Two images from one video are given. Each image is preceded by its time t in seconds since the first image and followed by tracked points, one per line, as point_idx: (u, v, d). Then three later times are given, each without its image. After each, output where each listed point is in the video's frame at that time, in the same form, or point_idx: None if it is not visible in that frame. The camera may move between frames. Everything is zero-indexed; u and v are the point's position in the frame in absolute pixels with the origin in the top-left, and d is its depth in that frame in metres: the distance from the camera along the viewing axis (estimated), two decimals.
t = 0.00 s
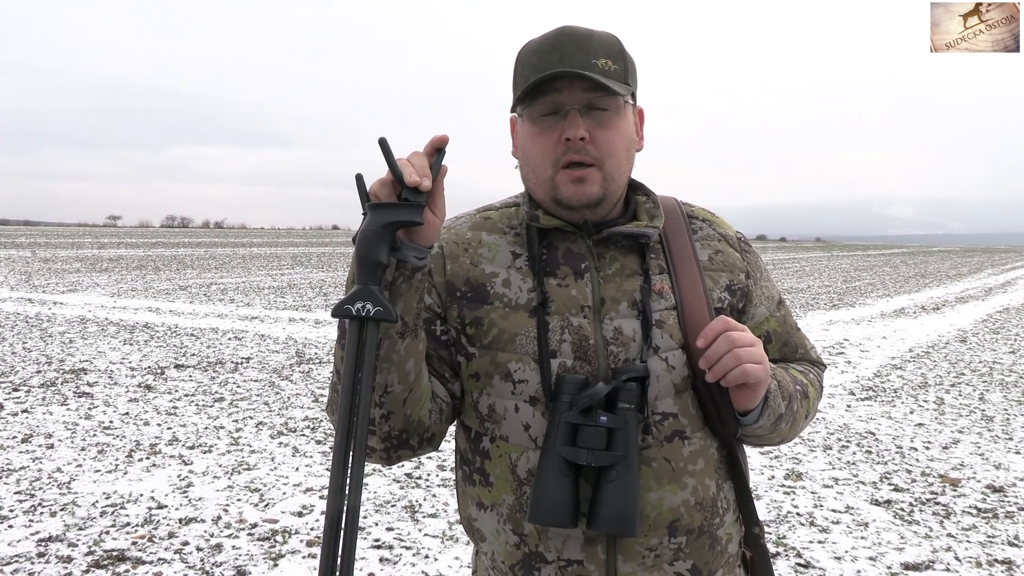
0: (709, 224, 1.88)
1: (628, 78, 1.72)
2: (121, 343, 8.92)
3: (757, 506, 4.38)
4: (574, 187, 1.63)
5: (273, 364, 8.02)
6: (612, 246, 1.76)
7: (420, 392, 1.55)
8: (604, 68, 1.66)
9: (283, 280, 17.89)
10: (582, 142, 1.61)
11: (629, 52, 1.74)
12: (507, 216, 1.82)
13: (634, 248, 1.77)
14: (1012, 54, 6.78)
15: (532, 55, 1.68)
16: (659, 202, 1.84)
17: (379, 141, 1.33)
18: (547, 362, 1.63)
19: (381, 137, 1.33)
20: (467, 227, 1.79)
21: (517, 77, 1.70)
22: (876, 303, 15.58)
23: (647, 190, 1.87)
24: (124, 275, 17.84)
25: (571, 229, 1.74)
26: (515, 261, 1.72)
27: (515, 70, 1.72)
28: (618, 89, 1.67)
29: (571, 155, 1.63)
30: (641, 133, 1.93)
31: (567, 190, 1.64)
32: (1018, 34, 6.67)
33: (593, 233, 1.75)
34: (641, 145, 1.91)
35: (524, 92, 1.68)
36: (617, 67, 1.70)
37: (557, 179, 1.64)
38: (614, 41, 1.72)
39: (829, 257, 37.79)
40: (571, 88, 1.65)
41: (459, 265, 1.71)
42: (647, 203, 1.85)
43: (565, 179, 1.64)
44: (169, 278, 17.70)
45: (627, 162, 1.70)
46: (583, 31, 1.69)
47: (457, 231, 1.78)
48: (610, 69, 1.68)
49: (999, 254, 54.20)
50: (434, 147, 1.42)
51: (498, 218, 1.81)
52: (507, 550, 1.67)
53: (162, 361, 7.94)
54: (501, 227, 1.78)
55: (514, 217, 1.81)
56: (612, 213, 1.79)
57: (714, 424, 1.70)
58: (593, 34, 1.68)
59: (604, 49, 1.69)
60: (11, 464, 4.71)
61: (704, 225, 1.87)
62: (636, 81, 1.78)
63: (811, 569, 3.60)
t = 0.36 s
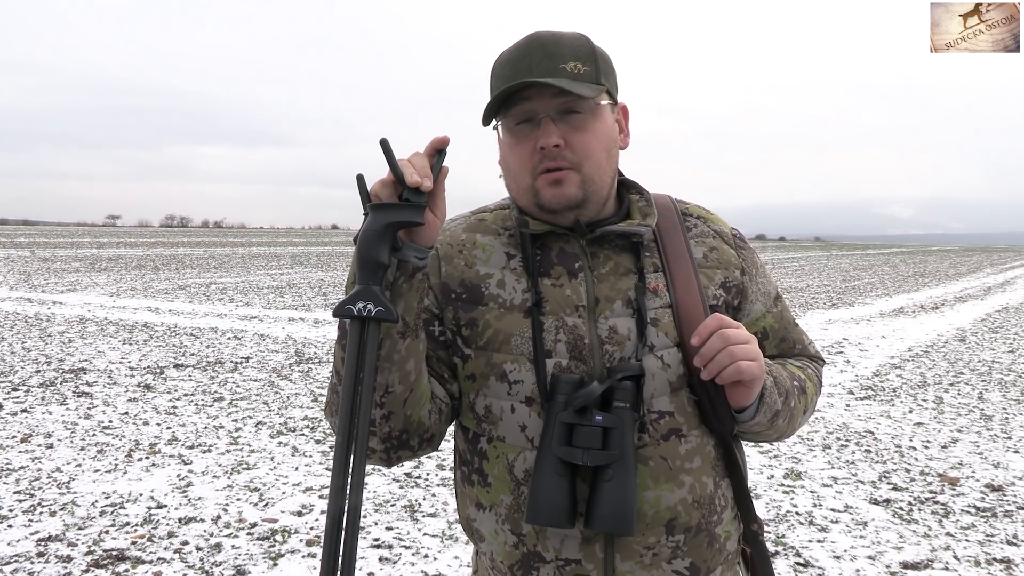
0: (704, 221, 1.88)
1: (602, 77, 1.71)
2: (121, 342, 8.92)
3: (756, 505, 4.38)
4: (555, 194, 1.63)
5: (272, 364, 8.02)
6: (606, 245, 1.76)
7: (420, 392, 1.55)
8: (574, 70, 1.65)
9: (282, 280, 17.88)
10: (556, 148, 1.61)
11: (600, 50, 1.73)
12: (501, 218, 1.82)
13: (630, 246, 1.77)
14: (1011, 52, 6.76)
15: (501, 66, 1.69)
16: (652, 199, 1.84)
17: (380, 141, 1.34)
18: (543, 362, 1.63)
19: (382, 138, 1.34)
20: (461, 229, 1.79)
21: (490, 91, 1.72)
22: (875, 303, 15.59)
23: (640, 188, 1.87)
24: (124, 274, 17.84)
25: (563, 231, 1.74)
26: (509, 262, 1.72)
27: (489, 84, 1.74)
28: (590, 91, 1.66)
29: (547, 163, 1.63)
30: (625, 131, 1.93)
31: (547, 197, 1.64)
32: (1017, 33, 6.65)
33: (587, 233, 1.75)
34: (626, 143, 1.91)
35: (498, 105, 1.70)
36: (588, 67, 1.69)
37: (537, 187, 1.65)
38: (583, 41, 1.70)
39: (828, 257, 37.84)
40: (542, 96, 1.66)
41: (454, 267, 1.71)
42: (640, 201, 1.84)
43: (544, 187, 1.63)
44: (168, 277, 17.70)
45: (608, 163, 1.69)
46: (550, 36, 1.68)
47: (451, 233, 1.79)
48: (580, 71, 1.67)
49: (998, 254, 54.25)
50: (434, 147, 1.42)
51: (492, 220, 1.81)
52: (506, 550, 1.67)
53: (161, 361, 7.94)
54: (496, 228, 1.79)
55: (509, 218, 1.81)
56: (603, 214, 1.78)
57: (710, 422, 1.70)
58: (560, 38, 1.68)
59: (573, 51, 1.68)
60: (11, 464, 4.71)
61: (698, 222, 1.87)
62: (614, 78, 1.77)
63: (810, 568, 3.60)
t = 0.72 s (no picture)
0: (704, 223, 1.88)
1: (612, 74, 1.71)
2: (121, 341, 8.91)
3: (755, 505, 4.39)
4: (553, 180, 1.62)
5: (272, 362, 8.02)
6: (606, 245, 1.75)
7: (418, 390, 1.55)
8: (584, 62, 1.66)
9: (282, 279, 17.87)
10: (559, 135, 1.61)
11: (613, 49, 1.73)
12: (502, 215, 1.82)
13: (630, 246, 1.77)
14: (1012, 52, 6.75)
15: (514, 53, 1.71)
16: (654, 200, 1.83)
17: (380, 139, 1.34)
18: (541, 361, 1.64)
19: (382, 136, 1.34)
20: (461, 226, 1.79)
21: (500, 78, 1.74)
22: (875, 303, 15.60)
23: (641, 188, 1.87)
24: (123, 273, 17.80)
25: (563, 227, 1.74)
26: (509, 260, 1.72)
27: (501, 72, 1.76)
28: (599, 84, 1.66)
29: (548, 149, 1.63)
30: (631, 133, 1.93)
31: (545, 183, 1.63)
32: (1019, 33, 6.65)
33: (587, 231, 1.74)
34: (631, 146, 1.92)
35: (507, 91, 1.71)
36: (600, 63, 1.69)
37: (537, 173, 1.64)
38: (597, 39, 1.71)
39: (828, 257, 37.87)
40: (550, 85, 1.66)
41: (454, 264, 1.71)
42: (641, 201, 1.84)
43: (543, 173, 1.63)
44: (168, 276, 17.69)
45: (610, 156, 1.68)
46: (566, 29, 1.70)
47: (451, 230, 1.79)
48: (591, 64, 1.68)
49: (998, 254, 54.26)
50: (435, 145, 1.42)
51: (493, 217, 1.81)
52: (502, 548, 1.67)
53: (161, 359, 7.93)
54: (497, 226, 1.78)
55: (510, 216, 1.81)
56: (602, 208, 1.77)
57: (708, 423, 1.70)
58: (574, 30, 1.69)
59: (586, 45, 1.69)
60: (10, 461, 4.71)
61: (699, 223, 1.87)
62: (624, 79, 1.78)
63: (808, 568, 3.61)
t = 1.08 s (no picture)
0: (704, 223, 1.88)
1: (624, 76, 1.72)
2: (120, 341, 8.91)
3: (755, 505, 4.39)
4: (559, 178, 1.63)
5: (272, 362, 8.03)
6: (607, 242, 1.75)
7: (404, 384, 1.54)
8: (599, 62, 1.66)
9: (282, 279, 17.87)
10: (569, 133, 1.62)
11: (627, 50, 1.74)
12: (504, 211, 1.82)
13: (630, 244, 1.77)
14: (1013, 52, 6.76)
15: (529, 46, 1.70)
16: (654, 199, 1.84)
17: (345, 132, 1.34)
18: (541, 356, 1.64)
19: (348, 127, 1.33)
20: (463, 222, 1.79)
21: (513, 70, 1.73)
22: (875, 303, 15.61)
23: (642, 187, 1.87)
24: (122, 273, 17.79)
25: (564, 224, 1.73)
26: (510, 255, 1.72)
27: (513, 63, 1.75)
28: (611, 85, 1.66)
29: (557, 146, 1.63)
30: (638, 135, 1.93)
31: (551, 180, 1.64)
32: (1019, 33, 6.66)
33: (588, 228, 1.74)
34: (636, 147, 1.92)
35: (519, 84, 1.70)
36: (613, 64, 1.70)
37: (543, 169, 1.64)
38: (612, 39, 1.72)
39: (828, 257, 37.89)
40: (563, 82, 1.66)
41: (456, 259, 1.71)
42: (642, 200, 1.84)
43: (551, 169, 1.63)
44: (168, 276, 17.69)
45: (617, 157, 1.69)
46: (582, 26, 1.70)
47: (453, 226, 1.78)
48: (604, 64, 1.68)
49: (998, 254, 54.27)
50: (404, 136, 1.41)
51: (495, 213, 1.81)
52: (499, 543, 1.67)
53: (161, 359, 7.93)
54: (498, 222, 1.78)
55: (511, 211, 1.81)
56: (605, 207, 1.78)
57: (705, 421, 1.70)
58: (590, 29, 1.69)
59: (601, 45, 1.69)
60: (10, 462, 4.71)
61: (699, 223, 1.87)
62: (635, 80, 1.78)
63: (809, 568, 3.61)
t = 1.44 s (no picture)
0: (700, 225, 1.88)
1: (620, 83, 1.71)
2: (120, 342, 8.91)
3: (756, 506, 4.38)
4: (556, 190, 1.63)
5: (272, 363, 8.03)
6: (603, 248, 1.75)
7: (417, 392, 1.55)
8: (594, 72, 1.66)
9: (282, 280, 17.89)
10: (565, 146, 1.61)
11: (622, 56, 1.73)
12: (500, 217, 1.81)
13: (626, 250, 1.77)
14: (1011, 51, 6.76)
15: (523, 55, 1.69)
16: (651, 204, 1.84)
17: (381, 144, 1.33)
18: (538, 364, 1.63)
19: (384, 140, 1.33)
20: (459, 229, 1.79)
21: (507, 79, 1.71)
22: (875, 304, 15.61)
23: (639, 192, 1.87)
24: (122, 274, 17.79)
25: (562, 232, 1.73)
26: (507, 263, 1.72)
27: (508, 72, 1.73)
28: (606, 95, 1.66)
29: (553, 159, 1.63)
30: (633, 137, 1.93)
31: (548, 192, 1.64)
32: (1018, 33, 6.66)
33: (585, 235, 1.74)
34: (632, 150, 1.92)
35: (513, 95, 1.69)
36: (608, 71, 1.69)
37: (540, 182, 1.65)
38: (607, 46, 1.71)
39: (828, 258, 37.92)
40: (558, 93, 1.65)
41: (452, 267, 1.71)
42: (638, 205, 1.84)
43: (547, 182, 1.63)
44: (168, 277, 17.71)
45: (613, 167, 1.69)
46: (577, 33, 1.68)
47: (449, 233, 1.78)
48: (599, 73, 1.67)
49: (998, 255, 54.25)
50: (435, 149, 1.42)
51: (491, 220, 1.81)
52: (498, 549, 1.67)
53: (161, 360, 7.93)
54: (494, 229, 1.78)
55: (507, 218, 1.81)
56: (602, 214, 1.78)
57: (702, 426, 1.70)
58: (585, 36, 1.68)
59: (596, 52, 1.68)
60: (10, 463, 4.71)
61: (695, 226, 1.87)
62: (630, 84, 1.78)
63: (809, 568, 3.61)
